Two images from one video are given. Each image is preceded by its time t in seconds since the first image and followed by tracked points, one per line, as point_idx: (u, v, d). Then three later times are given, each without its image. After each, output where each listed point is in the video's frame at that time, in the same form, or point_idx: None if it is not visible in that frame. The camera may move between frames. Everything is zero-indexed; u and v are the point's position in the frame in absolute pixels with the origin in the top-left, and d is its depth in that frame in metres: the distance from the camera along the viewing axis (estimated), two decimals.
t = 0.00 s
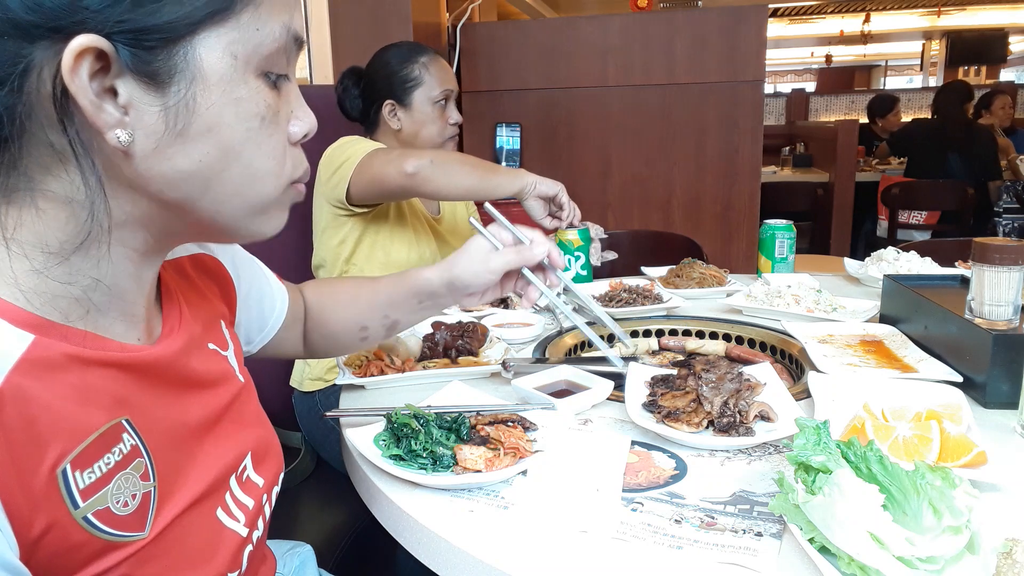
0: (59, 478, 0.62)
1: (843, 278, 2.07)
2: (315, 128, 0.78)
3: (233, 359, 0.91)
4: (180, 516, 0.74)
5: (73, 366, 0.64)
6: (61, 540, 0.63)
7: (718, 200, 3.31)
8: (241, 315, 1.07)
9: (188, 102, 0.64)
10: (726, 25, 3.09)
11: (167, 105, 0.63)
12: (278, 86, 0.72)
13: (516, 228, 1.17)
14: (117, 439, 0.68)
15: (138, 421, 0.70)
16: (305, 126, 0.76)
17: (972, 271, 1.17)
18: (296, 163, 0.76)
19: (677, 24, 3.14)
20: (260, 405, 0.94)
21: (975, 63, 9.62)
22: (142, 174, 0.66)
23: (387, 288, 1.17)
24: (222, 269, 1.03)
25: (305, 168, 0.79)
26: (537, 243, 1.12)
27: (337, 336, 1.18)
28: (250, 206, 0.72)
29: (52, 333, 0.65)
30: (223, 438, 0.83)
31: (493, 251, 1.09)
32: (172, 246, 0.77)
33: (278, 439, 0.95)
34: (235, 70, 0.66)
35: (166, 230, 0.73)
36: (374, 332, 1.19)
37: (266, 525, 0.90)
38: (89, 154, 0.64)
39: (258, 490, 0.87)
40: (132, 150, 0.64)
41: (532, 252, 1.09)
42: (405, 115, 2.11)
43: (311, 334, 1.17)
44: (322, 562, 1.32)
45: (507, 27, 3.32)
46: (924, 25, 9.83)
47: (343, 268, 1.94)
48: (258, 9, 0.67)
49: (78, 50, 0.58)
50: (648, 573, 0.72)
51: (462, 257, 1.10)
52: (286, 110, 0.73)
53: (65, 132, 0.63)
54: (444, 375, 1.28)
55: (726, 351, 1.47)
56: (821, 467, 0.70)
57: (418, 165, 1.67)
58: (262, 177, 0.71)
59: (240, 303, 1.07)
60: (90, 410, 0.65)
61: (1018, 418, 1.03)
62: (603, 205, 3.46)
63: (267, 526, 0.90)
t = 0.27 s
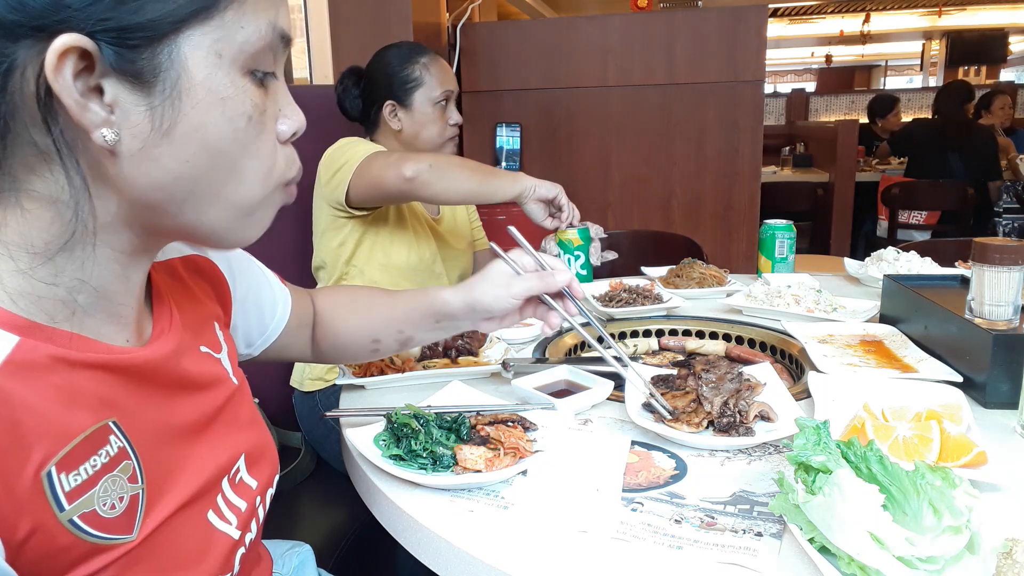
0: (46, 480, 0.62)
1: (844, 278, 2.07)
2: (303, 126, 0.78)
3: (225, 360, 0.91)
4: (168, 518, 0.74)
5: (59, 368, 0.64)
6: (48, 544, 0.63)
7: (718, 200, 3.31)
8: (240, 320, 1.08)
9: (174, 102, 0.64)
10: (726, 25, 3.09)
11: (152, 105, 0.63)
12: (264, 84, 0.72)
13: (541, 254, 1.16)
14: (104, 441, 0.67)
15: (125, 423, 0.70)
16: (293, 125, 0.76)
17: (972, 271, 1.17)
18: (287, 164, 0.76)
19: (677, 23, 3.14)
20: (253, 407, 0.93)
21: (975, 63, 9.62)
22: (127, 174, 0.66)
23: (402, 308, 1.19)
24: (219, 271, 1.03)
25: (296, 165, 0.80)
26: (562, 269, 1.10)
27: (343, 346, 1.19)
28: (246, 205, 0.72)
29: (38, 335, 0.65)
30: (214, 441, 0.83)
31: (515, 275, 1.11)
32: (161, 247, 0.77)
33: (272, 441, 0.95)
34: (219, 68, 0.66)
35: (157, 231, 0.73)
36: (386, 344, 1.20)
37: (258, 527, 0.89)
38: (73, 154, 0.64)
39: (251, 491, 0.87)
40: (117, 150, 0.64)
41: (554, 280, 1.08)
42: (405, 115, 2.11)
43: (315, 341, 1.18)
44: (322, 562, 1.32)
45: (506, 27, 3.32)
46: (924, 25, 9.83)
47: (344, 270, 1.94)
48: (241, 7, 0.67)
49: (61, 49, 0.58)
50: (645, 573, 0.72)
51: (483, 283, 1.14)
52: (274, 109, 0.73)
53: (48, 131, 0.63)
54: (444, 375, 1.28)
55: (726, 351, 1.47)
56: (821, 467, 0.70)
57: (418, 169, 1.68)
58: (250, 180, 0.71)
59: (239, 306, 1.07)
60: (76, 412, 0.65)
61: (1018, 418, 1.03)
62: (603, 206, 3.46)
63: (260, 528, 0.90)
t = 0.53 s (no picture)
0: (47, 484, 0.62)
1: (844, 278, 2.07)
2: (305, 129, 0.78)
3: (224, 361, 0.91)
4: (169, 521, 0.74)
5: (58, 372, 0.64)
6: (49, 547, 0.63)
7: (718, 200, 3.30)
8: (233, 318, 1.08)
9: (173, 104, 0.64)
10: (726, 25, 3.09)
11: (151, 107, 0.63)
12: (266, 85, 0.72)
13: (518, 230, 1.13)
14: (104, 445, 0.67)
15: (125, 426, 0.70)
16: (293, 127, 0.76)
17: (972, 271, 1.17)
18: (287, 164, 0.76)
19: (677, 23, 3.14)
20: (252, 408, 0.94)
21: (975, 63, 9.62)
22: (127, 176, 0.66)
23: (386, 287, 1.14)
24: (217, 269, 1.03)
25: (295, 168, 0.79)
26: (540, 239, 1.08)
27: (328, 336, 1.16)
28: (245, 203, 0.72)
29: (37, 338, 0.65)
30: (213, 442, 0.83)
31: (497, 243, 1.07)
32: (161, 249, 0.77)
33: (270, 441, 0.96)
34: (220, 69, 0.66)
35: (152, 237, 0.73)
36: (371, 328, 1.16)
37: (258, 528, 0.90)
38: (71, 156, 0.64)
39: (251, 492, 0.87)
40: (116, 152, 0.64)
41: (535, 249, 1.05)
42: (403, 116, 2.11)
43: (302, 335, 1.16)
44: (322, 562, 1.32)
45: (507, 27, 3.32)
46: (924, 25, 9.84)
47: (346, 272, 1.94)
48: (244, 9, 0.67)
49: (58, 50, 0.58)
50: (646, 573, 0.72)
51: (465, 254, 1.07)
52: (275, 111, 0.73)
53: (46, 134, 0.63)
54: (444, 375, 1.28)
55: (726, 351, 1.47)
56: (821, 467, 0.70)
57: (414, 170, 1.67)
58: (252, 180, 0.71)
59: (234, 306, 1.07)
60: (75, 415, 0.65)
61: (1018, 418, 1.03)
62: (603, 206, 3.46)
63: (260, 528, 0.90)
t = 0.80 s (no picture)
0: (58, 484, 0.62)
1: (844, 278, 2.07)
2: (307, 127, 0.79)
3: (221, 356, 0.91)
4: (176, 517, 0.74)
5: (68, 371, 0.64)
6: (61, 546, 0.63)
7: (718, 200, 3.30)
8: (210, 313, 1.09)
9: (191, 106, 0.65)
10: (726, 25, 3.09)
11: (170, 110, 0.64)
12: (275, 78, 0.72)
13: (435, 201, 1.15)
14: (114, 443, 0.67)
15: (132, 424, 0.70)
16: (297, 125, 0.77)
17: (972, 271, 1.17)
18: (288, 163, 0.76)
19: (677, 23, 3.14)
20: (250, 404, 0.94)
21: (975, 63, 9.62)
22: (141, 178, 0.66)
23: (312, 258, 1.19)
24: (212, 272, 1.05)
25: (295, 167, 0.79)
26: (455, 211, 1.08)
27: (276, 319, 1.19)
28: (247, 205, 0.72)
29: (47, 338, 0.64)
30: (215, 438, 0.83)
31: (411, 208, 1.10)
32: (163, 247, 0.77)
33: (268, 437, 0.96)
34: (235, 72, 0.67)
35: (152, 238, 0.74)
36: (304, 305, 1.19)
37: (260, 523, 0.90)
38: (89, 159, 0.64)
39: (252, 488, 0.87)
40: (133, 153, 0.64)
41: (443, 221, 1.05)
42: (396, 115, 2.12)
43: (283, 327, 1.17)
44: (322, 562, 1.32)
45: (507, 27, 3.32)
46: (924, 25, 9.84)
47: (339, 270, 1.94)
48: (254, 11, 0.67)
49: (80, 54, 0.58)
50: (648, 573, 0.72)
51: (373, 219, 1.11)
52: (281, 109, 0.73)
53: (64, 137, 0.62)
54: (444, 375, 1.28)
55: (726, 351, 1.47)
56: (821, 467, 0.70)
57: (409, 172, 1.67)
58: (261, 178, 0.72)
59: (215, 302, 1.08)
60: (86, 415, 0.65)
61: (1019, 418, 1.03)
62: (603, 205, 3.46)
63: (262, 523, 0.90)
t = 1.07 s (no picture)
0: (51, 484, 0.62)
1: (844, 278, 2.07)
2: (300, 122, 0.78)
3: (218, 355, 0.91)
4: (170, 517, 0.74)
5: (61, 371, 0.64)
6: (54, 546, 0.63)
7: (718, 200, 3.30)
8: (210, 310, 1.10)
9: (183, 101, 0.65)
10: (726, 25, 3.09)
11: (161, 105, 0.64)
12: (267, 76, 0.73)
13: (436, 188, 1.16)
14: (107, 443, 0.67)
15: (126, 424, 0.70)
16: (290, 121, 0.76)
17: (972, 271, 1.17)
18: (281, 160, 0.76)
19: (677, 23, 3.14)
20: (248, 403, 0.94)
21: (975, 63, 9.62)
22: (135, 173, 0.66)
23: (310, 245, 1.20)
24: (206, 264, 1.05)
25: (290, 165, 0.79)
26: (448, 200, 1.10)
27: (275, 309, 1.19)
28: (247, 196, 0.72)
29: (41, 338, 0.64)
30: (211, 437, 0.83)
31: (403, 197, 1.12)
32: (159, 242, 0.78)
33: (266, 436, 0.96)
34: (226, 68, 0.67)
35: (155, 229, 0.74)
36: (304, 295, 1.21)
37: (258, 522, 0.90)
38: (80, 156, 0.64)
39: (249, 487, 0.87)
40: (125, 150, 0.64)
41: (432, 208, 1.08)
42: (396, 115, 2.12)
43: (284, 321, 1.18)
44: (322, 563, 1.32)
45: (507, 27, 3.32)
46: (924, 25, 9.84)
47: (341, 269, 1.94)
48: (245, 7, 0.67)
49: (69, 50, 0.58)
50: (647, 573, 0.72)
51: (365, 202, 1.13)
52: (274, 104, 0.73)
53: (55, 135, 0.62)
54: (444, 375, 1.28)
55: (726, 351, 1.47)
56: (821, 467, 0.70)
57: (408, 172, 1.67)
58: (256, 173, 0.72)
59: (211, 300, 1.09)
60: (80, 415, 0.65)
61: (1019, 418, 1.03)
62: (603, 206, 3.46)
63: (259, 523, 0.90)
